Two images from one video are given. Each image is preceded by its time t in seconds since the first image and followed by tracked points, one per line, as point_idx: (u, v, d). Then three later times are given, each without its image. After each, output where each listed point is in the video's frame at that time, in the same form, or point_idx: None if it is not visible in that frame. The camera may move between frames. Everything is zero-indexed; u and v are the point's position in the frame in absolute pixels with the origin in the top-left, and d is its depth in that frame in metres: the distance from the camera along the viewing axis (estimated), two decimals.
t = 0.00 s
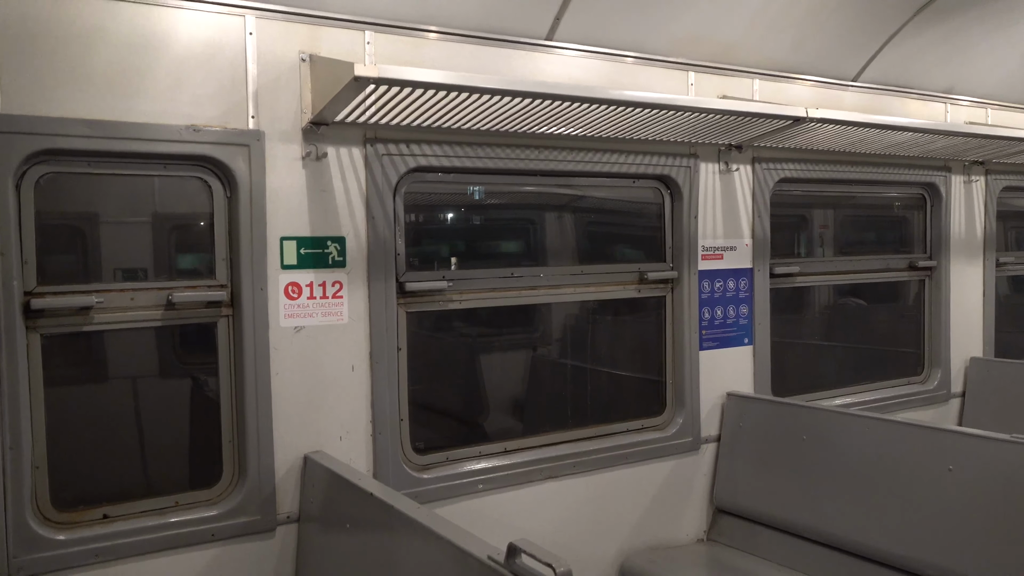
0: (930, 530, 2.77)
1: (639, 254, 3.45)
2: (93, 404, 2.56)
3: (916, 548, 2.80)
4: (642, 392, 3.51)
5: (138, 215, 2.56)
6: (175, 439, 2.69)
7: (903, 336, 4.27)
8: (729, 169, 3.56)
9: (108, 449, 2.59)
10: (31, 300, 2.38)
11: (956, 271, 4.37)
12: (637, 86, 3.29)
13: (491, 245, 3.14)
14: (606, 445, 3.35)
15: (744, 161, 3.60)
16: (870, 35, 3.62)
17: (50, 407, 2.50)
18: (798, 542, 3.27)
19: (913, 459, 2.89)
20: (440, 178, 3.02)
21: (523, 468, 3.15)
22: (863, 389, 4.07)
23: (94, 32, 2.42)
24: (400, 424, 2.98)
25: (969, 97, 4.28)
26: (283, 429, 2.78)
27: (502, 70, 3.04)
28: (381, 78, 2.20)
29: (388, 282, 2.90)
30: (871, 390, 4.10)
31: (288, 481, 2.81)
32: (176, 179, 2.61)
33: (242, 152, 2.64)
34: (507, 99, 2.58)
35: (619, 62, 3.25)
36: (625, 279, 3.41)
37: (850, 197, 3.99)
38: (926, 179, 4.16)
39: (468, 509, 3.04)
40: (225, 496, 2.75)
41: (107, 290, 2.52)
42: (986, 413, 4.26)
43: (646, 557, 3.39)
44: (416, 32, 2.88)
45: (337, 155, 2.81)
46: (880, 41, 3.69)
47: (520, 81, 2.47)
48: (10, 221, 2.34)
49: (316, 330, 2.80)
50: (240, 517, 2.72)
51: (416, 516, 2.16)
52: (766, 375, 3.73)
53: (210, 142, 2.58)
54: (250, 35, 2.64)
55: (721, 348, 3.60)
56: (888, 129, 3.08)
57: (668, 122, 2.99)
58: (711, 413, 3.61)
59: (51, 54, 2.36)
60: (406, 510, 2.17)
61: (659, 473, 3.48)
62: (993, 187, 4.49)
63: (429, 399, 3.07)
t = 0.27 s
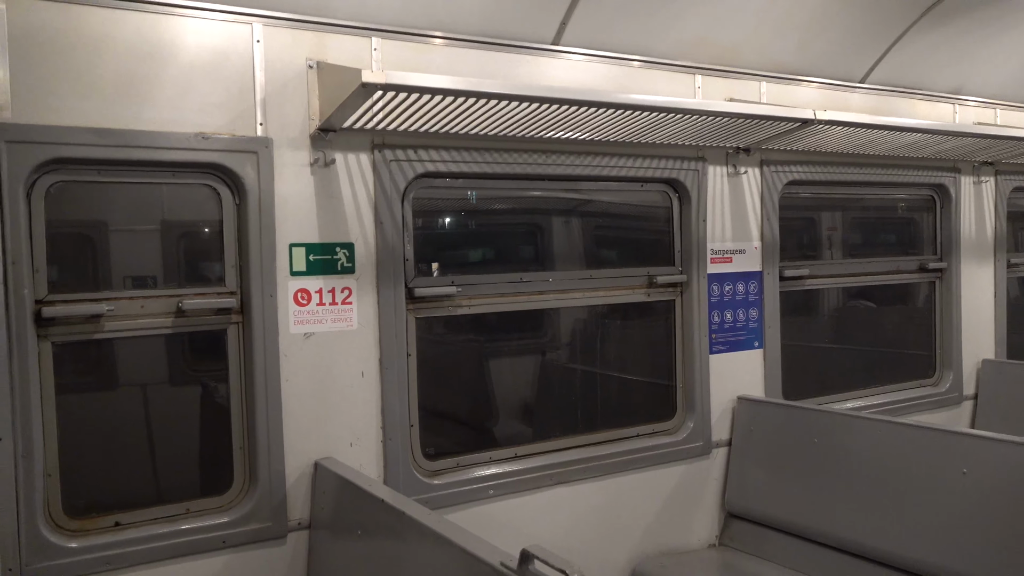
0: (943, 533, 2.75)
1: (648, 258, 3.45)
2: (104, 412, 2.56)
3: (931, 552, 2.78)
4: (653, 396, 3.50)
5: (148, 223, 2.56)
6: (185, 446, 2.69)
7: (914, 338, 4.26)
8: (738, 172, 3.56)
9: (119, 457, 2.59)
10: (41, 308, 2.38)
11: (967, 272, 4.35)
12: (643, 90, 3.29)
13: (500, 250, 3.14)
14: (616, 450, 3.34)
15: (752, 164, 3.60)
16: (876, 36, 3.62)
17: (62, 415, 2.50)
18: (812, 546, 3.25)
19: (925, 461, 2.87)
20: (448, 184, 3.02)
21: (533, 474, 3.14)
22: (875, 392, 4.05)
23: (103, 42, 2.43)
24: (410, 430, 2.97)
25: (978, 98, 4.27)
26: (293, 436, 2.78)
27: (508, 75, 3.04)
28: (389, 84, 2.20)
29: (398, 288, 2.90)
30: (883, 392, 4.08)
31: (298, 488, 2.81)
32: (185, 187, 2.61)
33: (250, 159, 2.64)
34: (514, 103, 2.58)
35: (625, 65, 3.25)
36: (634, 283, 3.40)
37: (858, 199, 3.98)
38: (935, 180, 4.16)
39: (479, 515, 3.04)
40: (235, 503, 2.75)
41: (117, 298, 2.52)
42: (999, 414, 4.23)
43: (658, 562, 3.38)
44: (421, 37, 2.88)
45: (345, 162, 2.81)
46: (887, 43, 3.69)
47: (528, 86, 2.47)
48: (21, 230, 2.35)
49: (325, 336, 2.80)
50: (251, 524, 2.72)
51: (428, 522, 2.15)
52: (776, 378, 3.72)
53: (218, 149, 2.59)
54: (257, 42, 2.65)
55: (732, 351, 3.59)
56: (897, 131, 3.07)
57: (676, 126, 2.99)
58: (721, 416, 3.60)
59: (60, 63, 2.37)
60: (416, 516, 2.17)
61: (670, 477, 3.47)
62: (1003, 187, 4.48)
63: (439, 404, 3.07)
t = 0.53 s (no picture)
0: (966, 541, 2.72)
1: (665, 262, 3.43)
2: (122, 416, 2.56)
3: (953, 560, 2.74)
4: (670, 401, 3.49)
5: (166, 227, 2.57)
6: (202, 451, 2.69)
7: (934, 343, 4.22)
8: (755, 176, 3.54)
9: (136, 461, 2.59)
10: (61, 312, 2.39)
11: (987, 276, 4.32)
12: (660, 94, 3.28)
13: (516, 254, 3.13)
14: (633, 455, 3.32)
15: (770, 167, 3.58)
16: (894, 39, 3.61)
17: (80, 418, 2.51)
18: (832, 553, 3.23)
19: (947, 469, 2.83)
20: (465, 188, 3.02)
21: (550, 479, 3.13)
22: (894, 397, 4.02)
23: (123, 47, 2.44)
24: (426, 434, 2.96)
25: (997, 101, 4.27)
26: (311, 440, 2.78)
27: (525, 79, 3.03)
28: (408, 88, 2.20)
29: (414, 292, 2.90)
30: (903, 398, 4.05)
31: (315, 493, 2.81)
32: (203, 191, 2.62)
33: (268, 163, 2.65)
34: (533, 107, 2.57)
35: (642, 69, 3.24)
36: (651, 287, 3.39)
37: (876, 203, 3.95)
38: (955, 184, 4.13)
39: (496, 521, 3.03)
40: (253, 507, 2.74)
41: (135, 302, 2.53)
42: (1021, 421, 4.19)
43: (675, 568, 3.36)
44: (438, 41, 2.88)
45: (363, 166, 2.81)
46: (906, 46, 3.67)
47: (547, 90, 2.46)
48: (41, 234, 2.36)
49: (342, 340, 2.80)
50: (268, 528, 2.71)
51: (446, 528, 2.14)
52: (795, 384, 3.69)
53: (236, 154, 2.59)
54: (275, 47, 2.65)
55: (749, 356, 3.57)
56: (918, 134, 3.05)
57: (694, 129, 2.97)
58: (739, 422, 3.58)
59: (80, 69, 2.38)
60: (433, 521, 2.14)
61: (687, 483, 3.45)
62: None
63: (456, 409, 3.06)
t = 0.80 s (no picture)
0: (978, 547, 2.69)
1: (674, 264, 3.42)
2: (131, 415, 2.56)
3: (963, 565, 2.72)
4: (678, 403, 3.47)
5: (176, 227, 2.57)
6: (210, 451, 2.69)
7: (944, 346, 4.20)
8: (765, 178, 3.53)
9: (144, 461, 2.59)
10: (70, 312, 2.39)
11: (998, 279, 4.30)
12: (670, 95, 3.27)
13: (525, 255, 3.12)
14: (641, 458, 3.31)
15: (780, 169, 3.57)
16: (906, 41, 3.59)
17: (90, 418, 2.51)
18: (841, 558, 3.21)
19: (959, 473, 2.81)
20: (474, 189, 3.01)
21: (558, 481, 3.12)
22: (905, 400, 4.00)
23: (134, 48, 2.44)
24: (435, 435, 2.96)
25: (1008, 103, 4.24)
26: (319, 441, 2.78)
27: (535, 80, 3.03)
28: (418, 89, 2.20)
29: (423, 293, 2.90)
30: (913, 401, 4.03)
31: (323, 494, 2.80)
32: (213, 192, 2.62)
33: (278, 164, 2.65)
34: (543, 108, 2.57)
35: (652, 70, 3.23)
36: (660, 289, 3.38)
37: (886, 205, 3.94)
38: (966, 187, 4.11)
39: (504, 523, 3.02)
40: (261, 508, 2.74)
41: (145, 302, 2.53)
42: None
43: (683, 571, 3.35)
44: (448, 42, 2.88)
45: (373, 167, 2.81)
46: (917, 48, 3.65)
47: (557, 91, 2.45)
48: (51, 234, 2.36)
49: (350, 341, 2.80)
50: (275, 528, 2.71)
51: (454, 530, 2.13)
52: (804, 386, 3.68)
53: (246, 154, 2.59)
54: (286, 47, 2.65)
55: (759, 359, 3.56)
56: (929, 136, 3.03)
57: (704, 131, 2.96)
58: (748, 425, 3.57)
59: (91, 69, 2.38)
60: (442, 523, 2.13)
61: (695, 485, 3.44)
62: None
63: (465, 411, 3.06)
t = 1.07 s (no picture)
0: (968, 548, 2.71)
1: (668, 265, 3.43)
2: (123, 412, 2.56)
3: (954, 567, 2.74)
4: (672, 403, 3.48)
5: (170, 224, 2.56)
6: (203, 448, 2.68)
7: (936, 349, 4.22)
8: (760, 179, 3.54)
9: (137, 457, 2.59)
10: (63, 308, 2.39)
11: (991, 282, 4.32)
12: (666, 96, 3.27)
13: (520, 254, 3.13)
14: (634, 458, 3.32)
15: (775, 171, 3.58)
16: (901, 44, 3.60)
17: (82, 415, 2.51)
18: (832, 558, 3.23)
19: (950, 475, 2.83)
20: (469, 188, 3.01)
21: (551, 480, 3.13)
22: (896, 402, 4.02)
23: (129, 44, 2.43)
24: (428, 434, 2.96)
25: (1002, 107, 4.26)
26: (312, 439, 2.78)
27: (531, 79, 3.03)
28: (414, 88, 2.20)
29: (417, 292, 2.90)
30: (905, 403, 4.05)
31: (315, 492, 2.80)
32: (207, 189, 2.61)
33: (273, 162, 2.65)
34: (538, 108, 2.57)
35: (648, 71, 3.24)
36: (654, 290, 3.39)
37: (880, 207, 3.95)
38: (960, 190, 4.13)
39: (497, 522, 3.03)
40: (253, 505, 2.74)
41: (138, 299, 2.53)
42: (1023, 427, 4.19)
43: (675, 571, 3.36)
44: (444, 41, 2.88)
45: (367, 165, 2.81)
46: (912, 51, 3.67)
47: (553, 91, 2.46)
48: (45, 230, 2.36)
49: (344, 339, 2.80)
50: (268, 526, 2.71)
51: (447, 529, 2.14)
52: (797, 388, 3.69)
53: (241, 152, 2.59)
54: (282, 45, 2.65)
55: (752, 360, 3.57)
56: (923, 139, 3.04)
57: (699, 132, 2.97)
58: (741, 425, 3.58)
59: (86, 65, 2.38)
60: (434, 522, 2.14)
61: (687, 486, 3.45)
62: None
63: (458, 409, 3.06)
